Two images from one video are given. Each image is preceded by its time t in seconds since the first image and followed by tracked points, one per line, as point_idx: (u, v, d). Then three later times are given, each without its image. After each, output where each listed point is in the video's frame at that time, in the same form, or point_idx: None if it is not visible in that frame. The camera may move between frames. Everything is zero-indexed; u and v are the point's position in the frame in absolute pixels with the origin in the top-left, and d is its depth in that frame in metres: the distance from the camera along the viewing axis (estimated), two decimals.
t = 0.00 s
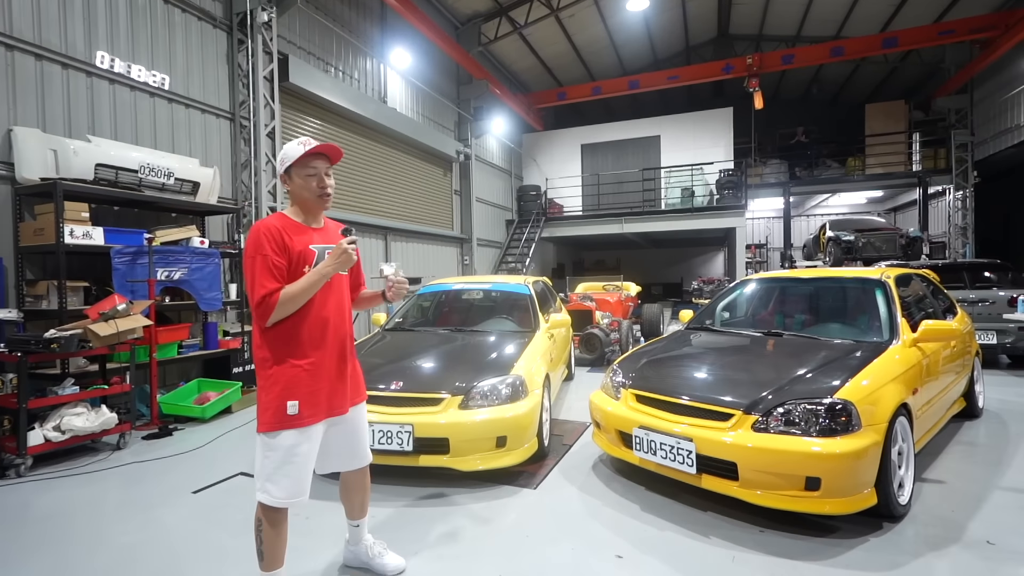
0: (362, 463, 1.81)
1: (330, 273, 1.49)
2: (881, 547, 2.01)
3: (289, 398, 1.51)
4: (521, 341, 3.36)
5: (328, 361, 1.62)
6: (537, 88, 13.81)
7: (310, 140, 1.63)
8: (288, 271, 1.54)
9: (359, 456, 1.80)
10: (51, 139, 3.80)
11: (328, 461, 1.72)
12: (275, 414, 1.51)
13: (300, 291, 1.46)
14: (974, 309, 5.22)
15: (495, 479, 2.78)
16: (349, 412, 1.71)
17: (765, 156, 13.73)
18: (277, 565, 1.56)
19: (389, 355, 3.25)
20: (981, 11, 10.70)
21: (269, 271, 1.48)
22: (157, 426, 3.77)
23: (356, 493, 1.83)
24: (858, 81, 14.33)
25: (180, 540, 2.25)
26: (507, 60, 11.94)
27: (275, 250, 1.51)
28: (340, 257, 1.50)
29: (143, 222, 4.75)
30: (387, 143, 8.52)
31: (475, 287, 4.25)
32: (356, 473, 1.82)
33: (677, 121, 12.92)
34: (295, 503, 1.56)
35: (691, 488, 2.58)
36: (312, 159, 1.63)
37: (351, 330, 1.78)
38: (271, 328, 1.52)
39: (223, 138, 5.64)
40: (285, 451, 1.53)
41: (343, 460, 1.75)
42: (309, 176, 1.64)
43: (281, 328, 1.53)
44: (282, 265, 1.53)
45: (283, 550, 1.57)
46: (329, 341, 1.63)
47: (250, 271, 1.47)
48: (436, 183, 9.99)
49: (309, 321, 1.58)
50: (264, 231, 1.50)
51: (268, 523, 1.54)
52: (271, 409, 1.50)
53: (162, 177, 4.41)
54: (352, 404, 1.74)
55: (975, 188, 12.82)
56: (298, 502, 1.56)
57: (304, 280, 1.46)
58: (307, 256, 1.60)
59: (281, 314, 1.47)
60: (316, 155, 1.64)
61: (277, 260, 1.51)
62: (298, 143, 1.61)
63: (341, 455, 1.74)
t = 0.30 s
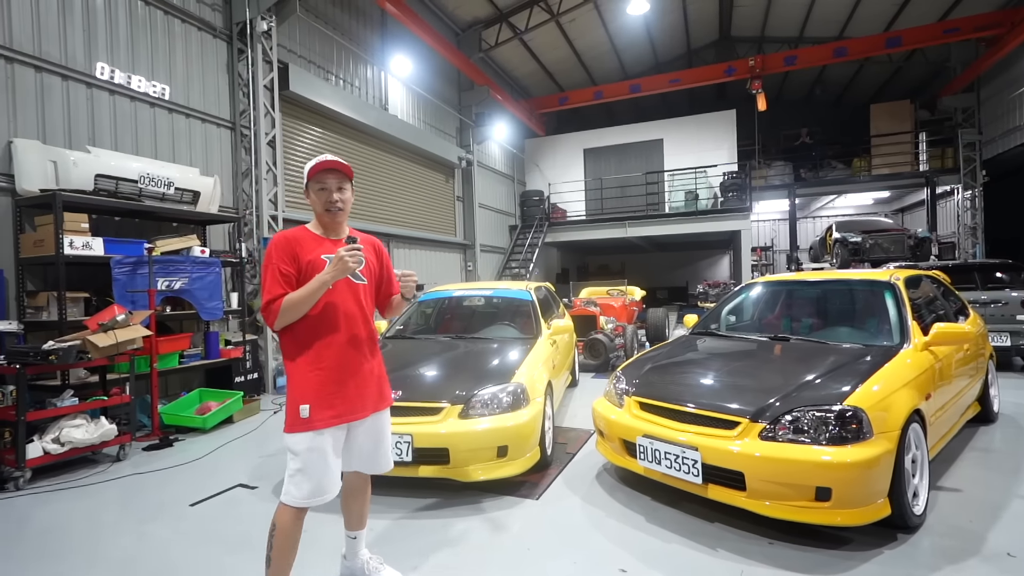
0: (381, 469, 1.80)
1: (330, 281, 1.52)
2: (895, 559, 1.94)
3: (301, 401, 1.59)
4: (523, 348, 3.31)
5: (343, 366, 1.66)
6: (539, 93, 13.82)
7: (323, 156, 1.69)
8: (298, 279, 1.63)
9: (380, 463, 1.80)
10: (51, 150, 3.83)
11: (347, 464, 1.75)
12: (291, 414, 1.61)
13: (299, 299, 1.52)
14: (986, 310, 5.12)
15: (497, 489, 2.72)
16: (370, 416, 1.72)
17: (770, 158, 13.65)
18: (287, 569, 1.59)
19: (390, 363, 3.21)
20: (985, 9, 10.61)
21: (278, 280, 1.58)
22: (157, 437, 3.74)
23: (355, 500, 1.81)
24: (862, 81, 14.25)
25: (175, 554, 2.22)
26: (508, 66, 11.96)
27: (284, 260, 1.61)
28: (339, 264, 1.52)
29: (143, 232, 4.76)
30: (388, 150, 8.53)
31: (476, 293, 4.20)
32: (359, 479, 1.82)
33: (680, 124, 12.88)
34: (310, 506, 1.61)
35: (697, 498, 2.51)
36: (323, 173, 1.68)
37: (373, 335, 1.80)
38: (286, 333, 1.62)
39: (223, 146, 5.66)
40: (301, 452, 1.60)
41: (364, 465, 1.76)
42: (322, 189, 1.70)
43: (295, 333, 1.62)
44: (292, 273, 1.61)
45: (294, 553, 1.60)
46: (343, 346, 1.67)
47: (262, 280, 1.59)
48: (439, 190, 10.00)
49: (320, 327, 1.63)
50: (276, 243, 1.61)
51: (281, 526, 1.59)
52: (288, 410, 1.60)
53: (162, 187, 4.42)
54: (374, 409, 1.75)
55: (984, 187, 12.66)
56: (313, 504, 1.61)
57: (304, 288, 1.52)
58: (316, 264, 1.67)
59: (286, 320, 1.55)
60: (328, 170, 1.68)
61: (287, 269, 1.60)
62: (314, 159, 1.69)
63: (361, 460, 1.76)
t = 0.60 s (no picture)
0: (386, 458, 1.82)
1: (341, 277, 1.57)
2: (911, 559, 1.88)
3: (309, 386, 1.64)
4: (533, 342, 3.29)
5: (351, 356, 1.69)
6: (554, 84, 13.70)
7: (347, 156, 1.73)
8: (314, 273, 1.69)
9: (386, 452, 1.81)
10: (74, 150, 3.95)
11: (354, 452, 1.77)
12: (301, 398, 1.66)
13: (310, 291, 1.58)
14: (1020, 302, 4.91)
15: (505, 482, 2.73)
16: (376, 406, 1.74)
17: (792, 147, 13.30)
18: (311, 551, 1.67)
19: (400, 357, 3.23)
20: None
21: (294, 272, 1.65)
22: (178, 428, 3.85)
23: (361, 489, 1.82)
24: (891, 65, 13.75)
25: (190, 541, 2.28)
26: (523, 57, 11.88)
27: (301, 254, 1.68)
28: (348, 262, 1.56)
29: (163, 228, 4.88)
30: (403, 144, 8.57)
31: (488, 287, 4.18)
32: (365, 469, 1.82)
33: (699, 113, 12.62)
34: (321, 490, 1.66)
35: (707, 494, 2.47)
36: (344, 172, 1.72)
37: (386, 329, 1.82)
38: (301, 322, 1.69)
39: (240, 143, 5.75)
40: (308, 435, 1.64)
41: (371, 454, 1.78)
42: (343, 188, 1.73)
43: (308, 323, 1.68)
44: (307, 267, 1.68)
45: (316, 538, 1.67)
46: (353, 337, 1.70)
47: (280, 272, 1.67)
48: (454, 184, 10.02)
49: (332, 318, 1.68)
50: (295, 238, 1.68)
51: (302, 513, 1.65)
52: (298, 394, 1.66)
53: (180, 184, 4.51)
54: (382, 400, 1.77)
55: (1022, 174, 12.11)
56: (323, 489, 1.66)
57: (315, 282, 1.57)
58: (331, 259, 1.71)
59: (298, 311, 1.62)
60: (350, 170, 1.73)
61: (303, 262, 1.67)
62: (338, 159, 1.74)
63: (368, 448, 1.78)
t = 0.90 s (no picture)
0: (389, 437, 1.85)
1: (351, 260, 1.60)
2: (910, 561, 1.85)
3: (317, 368, 1.67)
4: (541, 331, 3.30)
5: (358, 339, 1.73)
6: (578, 71, 13.50)
7: (360, 142, 1.75)
8: (323, 256, 1.71)
9: (389, 431, 1.85)
10: (101, 133, 4.08)
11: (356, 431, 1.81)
12: (309, 379, 1.69)
13: (322, 275, 1.60)
14: None
15: (507, 468, 2.76)
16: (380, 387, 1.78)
17: (823, 137, 12.86)
18: (312, 522, 1.73)
19: (409, 342, 3.27)
20: None
21: (304, 255, 1.67)
22: (197, 404, 3.99)
23: (361, 468, 1.86)
24: (933, 53, 13.13)
25: (201, 512, 2.38)
26: (546, 43, 11.72)
27: (311, 238, 1.69)
28: (360, 246, 1.58)
29: (187, 211, 5.03)
30: (423, 131, 8.59)
31: (500, 274, 4.18)
32: (367, 447, 1.86)
33: (725, 102, 12.30)
34: (325, 466, 1.71)
35: (707, 488, 2.46)
36: (358, 157, 1.74)
37: (389, 314, 1.86)
38: (308, 305, 1.71)
39: (261, 128, 5.85)
40: (314, 416, 1.68)
41: (374, 433, 1.82)
42: (356, 173, 1.76)
43: (316, 306, 1.70)
44: (316, 250, 1.70)
45: (317, 510, 1.72)
46: (360, 321, 1.74)
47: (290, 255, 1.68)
48: (473, 171, 10.01)
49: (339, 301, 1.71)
50: (304, 221, 1.70)
51: (306, 488, 1.70)
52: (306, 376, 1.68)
53: (202, 168, 4.62)
54: (386, 382, 1.82)
55: None
56: (327, 465, 1.70)
57: (326, 265, 1.60)
58: (339, 243, 1.74)
59: (308, 293, 1.64)
60: (362, 155, 1.76)
61: (313, 246, 1.69)
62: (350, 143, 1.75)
63: (371, 428, 1.81)
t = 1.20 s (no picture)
0: (371, 424, 1.87)
1: (344, 253, 1.61)
2: (889, 553, 1.86)
3: (306, 361, 1.66)
4: (533, 323, 3.31)
5: (346, 330, 1.74)
6: (579, 62, 13.41)
7: (360, 138, 1.72)
8: (310, 250, 1.69)
9: (370, 418, 1.87)
10: (96, 124, 4.09)
11: (338, 421, 1.81)
12: (295, 372, 1.67)
13: (314, 269, 1.59)
14: None
15: (495, 459, 2.79)
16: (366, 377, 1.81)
17: (825, 130, 12.78)
18: (295, 512, 1.73)
19: (401, 333, 3.28)
20: None
21: (292, 249, 1.63)
22: (192, 395, 4.03)
23: (344, 457, 1.88)
24: (938, 44, 12.98)
25: (191, 500, 2.41)
26: (547, 34, 11.64)
27: (298, 231, 1.65)
28: (353, 242, 1.61)
29: (182, 202, 5.05)
30: (422, 122, 8.56)
31: (494, 267, 4.18)
32: (349, 436, 1.87)
33: (727, 94, 12.21)
34: (310, 456, 1.70)
35: (692, 480, 2.48)
36: (358, 153, 1.72)
37: (372, 305, 1.89)
38: (293, 298, 1.68)
39: (258, 119, 5.85)
40: (303, 407, 1.68)
41: (358, 421, 1.84)
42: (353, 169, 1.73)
43: (303, 300, 1.69)
44: (303, 243, 1.67)
45: (301, 499, 1.73)
46: (347, 312, 1.75)
47: (275, 248, 1.63)
48: (473, 162, 9.99)
49: (327, 293, 1.71)
50: (290, 214, 1.65)
51: (290, 479, 1.70)
52: (293, 369, 1.66)
53: (198, 159, 4.59)
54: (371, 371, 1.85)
55: None
56: (311, 456, 1.70)
57: (318, 259, 1.59)
58: (326, 236, 1.72)
59: (299, 288, 1.62)
60: (364, 153, 1.74)
61: (300, 239, 1.66)
62: (351, 139, 1.70)
63: (352, 415, 1.83)
